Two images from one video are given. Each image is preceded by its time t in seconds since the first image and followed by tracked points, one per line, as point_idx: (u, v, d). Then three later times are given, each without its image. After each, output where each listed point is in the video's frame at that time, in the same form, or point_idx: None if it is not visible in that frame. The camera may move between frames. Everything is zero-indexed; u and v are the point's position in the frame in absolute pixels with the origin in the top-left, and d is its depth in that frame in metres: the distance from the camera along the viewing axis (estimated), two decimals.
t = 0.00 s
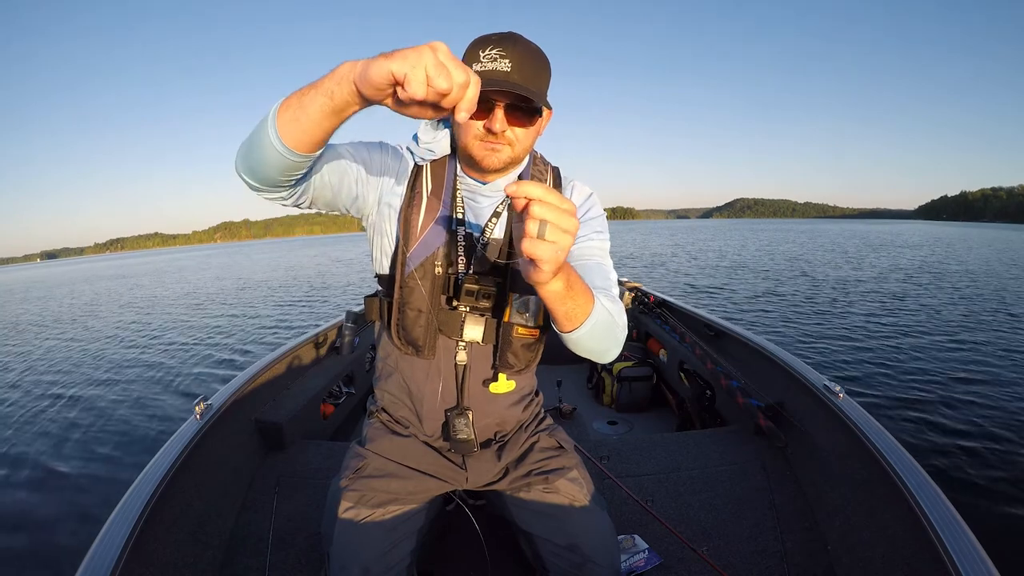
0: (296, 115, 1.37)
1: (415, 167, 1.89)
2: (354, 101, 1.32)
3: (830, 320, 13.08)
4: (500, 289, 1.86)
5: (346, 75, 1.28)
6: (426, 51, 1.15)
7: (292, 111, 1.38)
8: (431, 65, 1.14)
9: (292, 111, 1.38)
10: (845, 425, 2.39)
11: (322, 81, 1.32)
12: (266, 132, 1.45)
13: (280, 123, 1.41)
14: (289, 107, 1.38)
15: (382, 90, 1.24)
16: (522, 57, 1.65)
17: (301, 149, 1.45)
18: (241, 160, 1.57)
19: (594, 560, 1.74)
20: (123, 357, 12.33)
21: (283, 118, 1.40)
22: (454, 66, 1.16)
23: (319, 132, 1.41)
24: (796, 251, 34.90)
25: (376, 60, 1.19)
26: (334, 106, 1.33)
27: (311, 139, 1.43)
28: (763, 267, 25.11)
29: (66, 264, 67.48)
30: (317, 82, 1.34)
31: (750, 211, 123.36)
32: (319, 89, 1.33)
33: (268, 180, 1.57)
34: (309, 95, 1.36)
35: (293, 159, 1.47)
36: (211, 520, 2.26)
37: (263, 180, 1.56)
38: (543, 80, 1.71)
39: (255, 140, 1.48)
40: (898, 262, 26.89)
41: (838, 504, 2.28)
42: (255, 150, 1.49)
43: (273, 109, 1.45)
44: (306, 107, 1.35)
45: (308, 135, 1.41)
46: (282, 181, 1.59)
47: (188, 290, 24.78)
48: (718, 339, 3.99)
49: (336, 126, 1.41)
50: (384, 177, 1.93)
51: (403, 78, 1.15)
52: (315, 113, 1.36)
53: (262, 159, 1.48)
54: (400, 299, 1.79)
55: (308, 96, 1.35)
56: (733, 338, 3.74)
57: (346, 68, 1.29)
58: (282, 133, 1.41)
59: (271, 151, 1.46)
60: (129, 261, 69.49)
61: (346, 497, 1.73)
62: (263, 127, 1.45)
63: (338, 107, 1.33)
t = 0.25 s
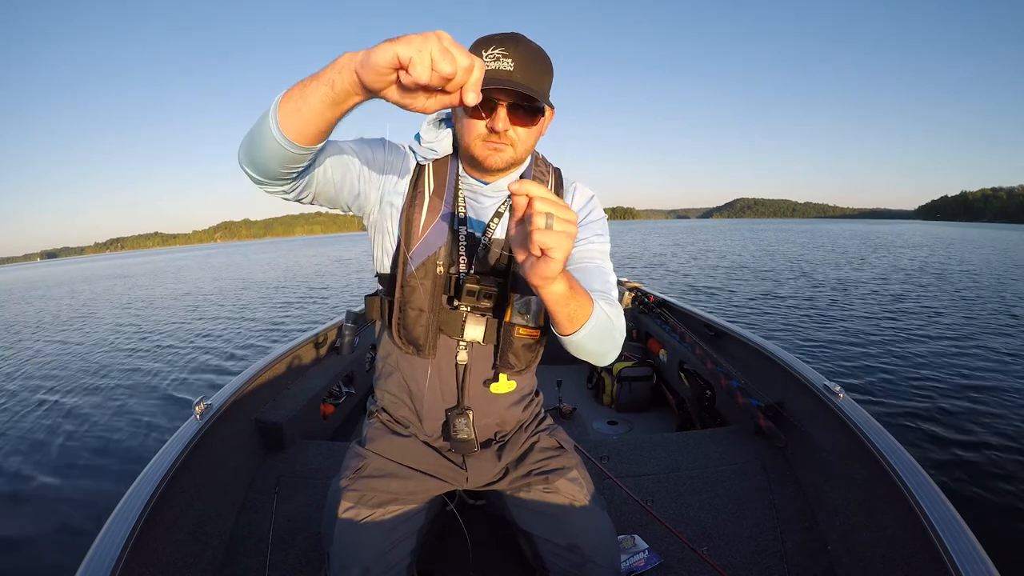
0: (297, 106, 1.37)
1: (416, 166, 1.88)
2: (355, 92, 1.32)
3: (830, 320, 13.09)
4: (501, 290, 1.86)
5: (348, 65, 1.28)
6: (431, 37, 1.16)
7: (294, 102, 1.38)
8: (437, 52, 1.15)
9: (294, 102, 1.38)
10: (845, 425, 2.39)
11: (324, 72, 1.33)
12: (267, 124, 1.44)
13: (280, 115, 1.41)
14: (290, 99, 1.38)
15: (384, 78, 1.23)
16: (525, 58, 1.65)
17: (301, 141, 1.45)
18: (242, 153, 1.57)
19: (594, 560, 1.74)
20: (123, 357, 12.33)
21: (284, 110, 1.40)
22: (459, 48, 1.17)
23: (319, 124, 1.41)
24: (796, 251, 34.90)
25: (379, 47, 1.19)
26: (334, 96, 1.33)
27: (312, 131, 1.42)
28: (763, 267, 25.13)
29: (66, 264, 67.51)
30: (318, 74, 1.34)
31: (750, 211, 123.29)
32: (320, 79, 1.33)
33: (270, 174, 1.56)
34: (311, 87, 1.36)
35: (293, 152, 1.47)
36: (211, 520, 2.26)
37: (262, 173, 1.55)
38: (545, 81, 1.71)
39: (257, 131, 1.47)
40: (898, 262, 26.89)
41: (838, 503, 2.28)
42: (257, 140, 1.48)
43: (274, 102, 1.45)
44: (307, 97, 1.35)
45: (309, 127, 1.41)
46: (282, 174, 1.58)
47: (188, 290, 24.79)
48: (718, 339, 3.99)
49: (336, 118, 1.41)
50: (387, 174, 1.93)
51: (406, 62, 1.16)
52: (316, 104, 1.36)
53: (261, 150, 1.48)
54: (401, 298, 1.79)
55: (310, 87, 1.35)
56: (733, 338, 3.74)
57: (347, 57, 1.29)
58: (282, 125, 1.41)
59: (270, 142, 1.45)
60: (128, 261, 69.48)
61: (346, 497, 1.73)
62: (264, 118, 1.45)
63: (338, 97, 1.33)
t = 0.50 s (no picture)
0: (298, 109, 1.37)
1: (416, 166, 1.88)
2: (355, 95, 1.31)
3: (830, 320, 13.09)
4: (501, 290, 1.86)
5: (347, 63, 1.28)
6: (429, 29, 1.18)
7: (294, 106, 1.38)
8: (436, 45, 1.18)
9: (294, 106, 1.38)
10: (845, 425, 2.38)
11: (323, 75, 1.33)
12: (268, 129, 1.44)
13: (282, 120, 1.41)
14: (291, 103, 1.38)
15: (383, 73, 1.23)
16: (526, 58, 1.64)
17: (301, 143, 1.44)
18: (242, 156, 1.56)
19: (594, 560, 1.74)
20: (123, 358, 12.33)
21: (286, 112, 1.39)
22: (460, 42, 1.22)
23: (319, 127, 1.40)
24: (796, 251, 34.88)
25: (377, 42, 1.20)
26: (334, 98, 1.32)
27: (312, 132, 1.41)
28: (763, 267, 25.13)
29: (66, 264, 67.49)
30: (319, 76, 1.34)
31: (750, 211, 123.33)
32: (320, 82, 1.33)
33: (270, 177, 1.56)
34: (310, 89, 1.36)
35: (293, 154, 1.46)
36: (211, 520, 2.26)
37: (262, 176, 1.55)
38: (546, 81, 1.70)
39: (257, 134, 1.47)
40: (898, 262, 26.87)
41: (838, 503, 2.28)
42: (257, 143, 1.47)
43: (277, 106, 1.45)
44: (307, 99, 1.35)
45: (309, 130, 1.40)
46: (283, 178, 1.58)
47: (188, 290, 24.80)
48: (718, 339, 3.99)
49: (336, 120, 1.40)
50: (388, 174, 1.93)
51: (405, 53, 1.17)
52: (316, 105, 1.35)
53: (263, 154, 1.48)
54: (401, 298, 1.79)
55: (310, 88, 1.35)
56: (733, 338, 3.74)
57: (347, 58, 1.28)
58: (283, 128, 1.41)
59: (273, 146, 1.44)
60: (128, 261, 69.48)
61: (346, 497, 1.73)
62: (266, 121, 1.45)
63: (337, 97, 1.32)
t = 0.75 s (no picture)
0: (296, 125, 1.36)
1: (416, 166, 1.88)
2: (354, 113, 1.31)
3: (830, 320, 13.09)
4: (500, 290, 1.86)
5: (344, 80, 1.26)
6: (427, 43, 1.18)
7: (292, 123, 1.37)
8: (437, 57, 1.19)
9: (291, 122, 1.37)
10: (845, 425, 2.38)
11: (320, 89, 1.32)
12: (267, 145, 1.44)
13: (281, 136, 1.40)
14: (289, 119, 1.37)
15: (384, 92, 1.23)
16: (525, 56, 1.64)
17: (300, 158, 1.44)
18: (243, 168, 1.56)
19: (594, 560, 1.74)
20: (124, 358, 12.35)
21: (283, 129, 1.39)
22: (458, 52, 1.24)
23: (318, 142, 1.40)
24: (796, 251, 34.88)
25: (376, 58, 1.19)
26: (332, 114, 1.31)
27: (310, 148, 1.42)
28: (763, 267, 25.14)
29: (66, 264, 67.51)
30: (316, 93, 1.33)
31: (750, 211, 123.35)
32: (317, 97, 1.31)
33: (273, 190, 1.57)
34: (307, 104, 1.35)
35: (292, 168, 1.47)
36: (211, 520, 2.26)
37: (262, 188, 1.56)
38: (545, 80, 1.71)
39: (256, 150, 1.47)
40: (898, 262, 26.88)
41: (838, 503, 2.28)
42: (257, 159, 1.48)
43: (272, 120, 1.45)
44: (304, 115, 1.34)
45: (308, 145, 1.40)
46: (283, 189, 1.58)
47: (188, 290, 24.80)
48: (718, 339, 3.99)
49: (334, 136, 1.40)
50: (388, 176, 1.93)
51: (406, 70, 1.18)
52: (313, 122, 1.34)
53: (263, 170, 1.49)
54: (400, 298, 1.79)
55: (307, 106, 1.34)
56: (733, 338, 3.74)
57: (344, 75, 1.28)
58: (283, 144, 1.41)
59: (273, 162, 1.45)
60: (129, 261, 69.51)
61: (346, 497, 1.73)
62: (263, 136, 1.45)
63: (335, 116, 1.31)
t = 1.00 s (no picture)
0: (307, 148, 1.39)
1: (414, 166, 1.89)
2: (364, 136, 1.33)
3: (830, 320, 13.10)
4: (498, 288, 1.86)
5: (353, 104, 1.28)
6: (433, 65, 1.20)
7: (303, 145, 1.40)
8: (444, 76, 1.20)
9: (301, 145, 1.40)
10: (845, 425, 2.39)
11: (329, 113, 1.33)
12: (276, 167, 1.47)
13: (289, 159, 1.43)
14: (298, 142, 1.40)
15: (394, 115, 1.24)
16: (525, 56, 1.64)
17: (307, 179, 1.47)
18: (247, 191, 1.61)
19: (594, 560, 1.75)
20: (124, 359, 12.37)
21: (292, 151, 1.42)
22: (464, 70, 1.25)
23: (327, 163, 1.43)
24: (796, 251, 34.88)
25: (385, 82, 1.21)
26: (343, 137, 1.33)
27: (318, 169, 1.44)
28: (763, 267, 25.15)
29: (66, 264, 67.58)
30: (324, 117, 1.35)
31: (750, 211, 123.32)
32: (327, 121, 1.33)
33: (278, 210, 1.62)
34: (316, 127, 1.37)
35: (299, 189, 1.50)
36: (211, 520, 2.26)
37: (268, 210, 1.60)
38: (543, 79, 1.71)
39: (260, 172, 1.51)
40: (898, 262, 26.88)
41: (838, 503, 2.28)
42: (260, 180, 1.52)
43: (278, 142, 1.48)
44: (313, 138, 1.37)
45: (317, 167, 1.43)
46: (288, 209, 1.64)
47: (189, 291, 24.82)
48: (718, 339, 3.99)
49: (343, 157, 1.43)
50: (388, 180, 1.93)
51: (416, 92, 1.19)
52: (323, 145, 1.37)
53: (267, 191, 1.53)
54: (399, 297, 1.79)
55: (316, 129, 1.37)
56: (733, 338, 3.74)
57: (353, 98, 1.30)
58: (290, 165, 1.44)
59: (278, 182, 1.48)
60: (129, 261, 69.56)
61: (346, 497, 1.73)
62: (269, 159, 1.48)
63: (346, 139, 1.33)
